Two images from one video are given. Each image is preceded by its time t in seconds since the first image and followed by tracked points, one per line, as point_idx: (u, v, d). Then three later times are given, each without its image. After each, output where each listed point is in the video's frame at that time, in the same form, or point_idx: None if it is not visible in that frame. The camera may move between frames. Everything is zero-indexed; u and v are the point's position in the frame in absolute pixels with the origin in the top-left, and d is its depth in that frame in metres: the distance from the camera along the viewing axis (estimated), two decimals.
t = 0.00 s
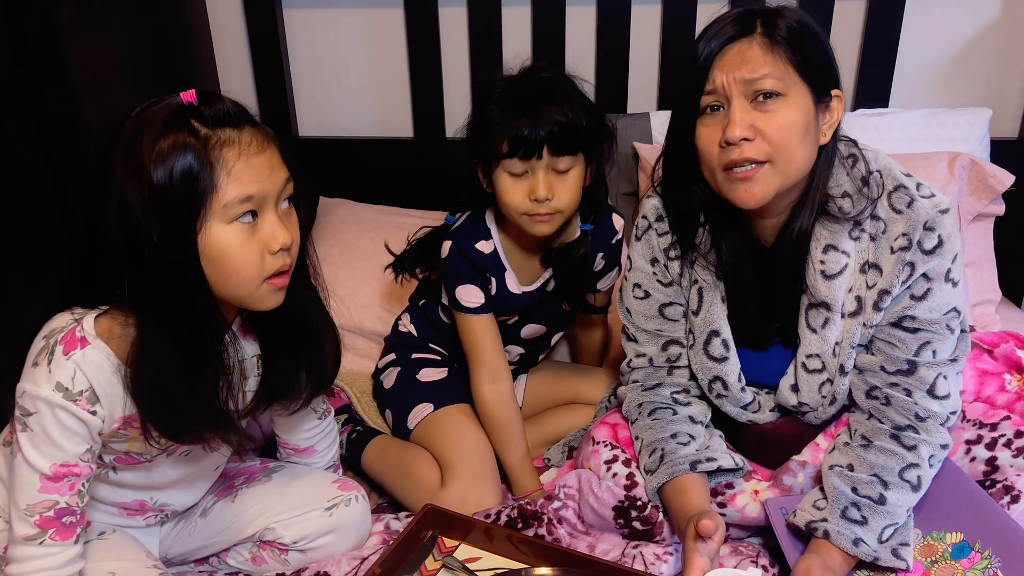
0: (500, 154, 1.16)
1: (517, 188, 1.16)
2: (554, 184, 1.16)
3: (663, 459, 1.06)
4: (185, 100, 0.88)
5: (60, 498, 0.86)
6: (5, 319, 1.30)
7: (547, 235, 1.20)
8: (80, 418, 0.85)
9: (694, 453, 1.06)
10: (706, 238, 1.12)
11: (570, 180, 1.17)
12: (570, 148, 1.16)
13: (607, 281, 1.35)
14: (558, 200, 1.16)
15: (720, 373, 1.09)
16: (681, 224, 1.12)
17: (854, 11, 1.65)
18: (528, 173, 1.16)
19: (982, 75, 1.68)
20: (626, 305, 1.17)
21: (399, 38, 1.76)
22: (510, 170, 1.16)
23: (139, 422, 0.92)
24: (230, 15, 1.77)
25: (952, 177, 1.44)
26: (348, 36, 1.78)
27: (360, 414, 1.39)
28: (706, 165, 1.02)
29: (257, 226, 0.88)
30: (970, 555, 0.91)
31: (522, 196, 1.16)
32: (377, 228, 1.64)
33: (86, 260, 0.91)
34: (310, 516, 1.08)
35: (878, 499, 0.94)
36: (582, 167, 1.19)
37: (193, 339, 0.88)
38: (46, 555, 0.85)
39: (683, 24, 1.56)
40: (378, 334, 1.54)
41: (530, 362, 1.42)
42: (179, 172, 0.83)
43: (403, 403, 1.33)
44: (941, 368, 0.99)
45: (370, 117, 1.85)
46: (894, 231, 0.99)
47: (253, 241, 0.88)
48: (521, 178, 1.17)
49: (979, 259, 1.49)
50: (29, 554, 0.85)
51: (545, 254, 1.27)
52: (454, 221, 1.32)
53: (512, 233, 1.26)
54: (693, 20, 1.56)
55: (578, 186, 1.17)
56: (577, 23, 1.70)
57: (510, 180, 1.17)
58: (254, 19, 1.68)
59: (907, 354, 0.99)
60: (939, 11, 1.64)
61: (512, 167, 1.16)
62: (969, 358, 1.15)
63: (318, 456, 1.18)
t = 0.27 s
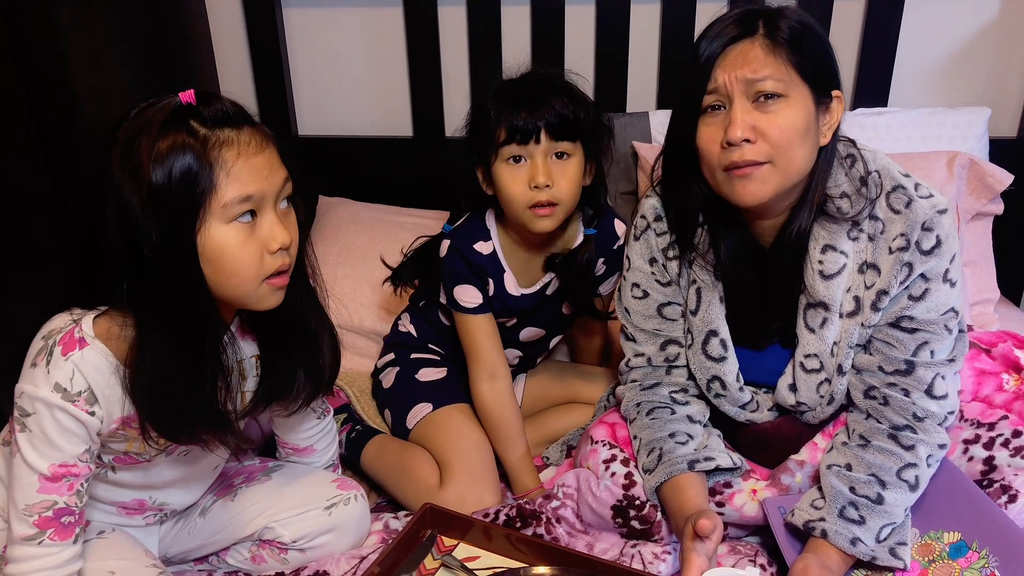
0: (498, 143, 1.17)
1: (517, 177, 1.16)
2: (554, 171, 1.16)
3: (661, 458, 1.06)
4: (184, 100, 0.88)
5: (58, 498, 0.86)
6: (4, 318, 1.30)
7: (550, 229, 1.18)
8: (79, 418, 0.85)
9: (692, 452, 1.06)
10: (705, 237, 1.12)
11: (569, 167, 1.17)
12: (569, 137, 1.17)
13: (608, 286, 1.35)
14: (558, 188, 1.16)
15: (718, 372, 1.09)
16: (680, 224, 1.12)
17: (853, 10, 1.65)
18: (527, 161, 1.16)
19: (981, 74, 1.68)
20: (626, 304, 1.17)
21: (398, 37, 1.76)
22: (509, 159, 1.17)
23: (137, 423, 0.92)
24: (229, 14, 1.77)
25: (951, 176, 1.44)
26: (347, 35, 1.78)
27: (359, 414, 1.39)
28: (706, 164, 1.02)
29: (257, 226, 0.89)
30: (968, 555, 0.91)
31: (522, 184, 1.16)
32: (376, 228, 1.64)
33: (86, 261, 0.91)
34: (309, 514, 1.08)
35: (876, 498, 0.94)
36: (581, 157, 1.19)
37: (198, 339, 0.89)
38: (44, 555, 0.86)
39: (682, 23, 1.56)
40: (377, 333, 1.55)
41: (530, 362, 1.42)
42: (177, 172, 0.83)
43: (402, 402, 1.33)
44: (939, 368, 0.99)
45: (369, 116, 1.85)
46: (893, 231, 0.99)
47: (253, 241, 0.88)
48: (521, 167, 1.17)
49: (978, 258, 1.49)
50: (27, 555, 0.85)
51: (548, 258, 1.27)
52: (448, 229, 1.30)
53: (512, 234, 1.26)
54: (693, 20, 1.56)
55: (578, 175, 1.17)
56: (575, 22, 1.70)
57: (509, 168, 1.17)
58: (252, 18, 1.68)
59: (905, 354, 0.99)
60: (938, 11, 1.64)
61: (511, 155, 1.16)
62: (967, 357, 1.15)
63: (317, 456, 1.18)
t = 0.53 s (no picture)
0: (499, 143, 1.17)
1: (519, 176, 1.16)
2: (555, 170, 1.16)
3: (661, 458, 1.06)
4: (184, 108, 0.85)
5: (61, 497, 0.86)
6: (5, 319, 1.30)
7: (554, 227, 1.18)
8: (83, 417, 0.86)
9: (692, 452, 1.06)
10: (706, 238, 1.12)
11: (570, 166, 1.17)
12: (569, 136, 1.17)
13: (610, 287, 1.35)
14: (560, 186, 1.16)
15: (718, 372, 1.10)
16: (680, 224, 1.13)
17: (852, 10, 1.65)
18: (528, 161, 1.17)
19: (981, 74, 1.68)
20: (625, 304, 1.17)
21: (398, 37, 1.76)
22: (511, 158, 1.17)
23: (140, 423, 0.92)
24: (229, 15, 1.77)
25: (950, 176, 1.44)
26: (347, 36, 1.78)
27: (360, 414, 1.39)
28: (706, 163, 1.03)
29: (237, 248, 0.87)
30: (967, 554, 0.92)
31: (524, 183, 1.16)
32: (376, 229, 1.64)
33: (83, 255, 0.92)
34: (311, 513, 1.08)
35: (875, 498, 0.95)
36: (582, 156, 1.19)
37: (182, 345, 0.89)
38: (47, 554, 0.86)
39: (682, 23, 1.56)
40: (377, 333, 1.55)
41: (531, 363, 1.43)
42: (165, 187, 0.82)
43: (403, 402, 1.33)
44: (938, 368, 0.99)
45: (369, 117, 1.85)
46: (892, 231, 0.99)
47: (233, 263, 0.87)
48: (522, 166, 1.17)
49: (977, 257, 1.50)
50: (30, 554, 0.85)
51: (551, 258, 1.27)
52: (449, 227, 1.31)
53: (514, 235, 1.26)
54: (693, 20, 1.56)
55: (579, 173, 1.17)
56: (575, 22, 1.70)
57: (511, 168, 1.17)
58: (253, 19, 1.68)
59: (904, 354, 0.99)
60: (937, 11, 1.64)
61: (513, 154, 1.17)
62: (966, 357, 1.16)
63: (318, 455, 1.19)
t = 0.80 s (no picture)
0: (503, 141, 1.17)
1: (522, 175, 1.17)
2: (559, 170, 1.16)
3: (660, 457, 1.06)
4: (171, 137, 0.84)
5: (57, 495, 0.86)
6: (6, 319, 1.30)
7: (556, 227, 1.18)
8: (77, 416, 0.86)
9: (691, 450, 1.06)
10: (706, 229, 1.12)
11: (574, 167, 1.17)
12: (574, 137, 1.18)
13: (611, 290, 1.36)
14: (563, 187, 1.16)
15: (721, 369, 1.10)
16: (683, 223, 1.13)
17: (854, 10, 1.65)
18: (533, 160, 1.17)
19: (982, 73, 1.68)
20: (625, 302, 1.18)
21: (399, 37, 1.76)
22: (515, 157, 1.17)
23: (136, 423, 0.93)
24: (230, 14, 1.77)
25: (952, 175, 1.44)
26: (349, 35, 1.78)
27: (361, 413, 1.40)
28: (699, 156, 1.04)
29: (200, 280, 0.86)
30: (969, 553, 0.92)
31: (528, 181, 1.16)
32: (378, 228, 1.64)
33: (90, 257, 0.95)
34: (313, 511, 1.09)
35: (877, 497, 0.95)
36: (587, 158, 1.19)
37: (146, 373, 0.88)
38: (44, 551, 0.86)
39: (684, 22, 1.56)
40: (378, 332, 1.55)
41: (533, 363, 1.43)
42: (140, 210, 0.83)
43: (404, 401, 1.33)
44: (939, 367, 0.99)
45: (370, 116, 1.85)
46: (894, 231, 0.99)
47: (197, 293, 0.86)
48: (526, 165, 1.17)
49: (978, 256, 1.50)
50: (27, 550, 0.85)
51: (553, 262, 1.28)
52: (449, 231, 1.31)
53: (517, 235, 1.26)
54: (694, 19, 1.56)
55: (583, 174, 1.17)
56: (576, 22, 1.70)
57: (515, 167, 1.17)
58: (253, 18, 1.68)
59: (905, 354, 0.99)
60: (939, 10, 1.64)
61: (517, 153, 1.17)
62: (968, 356, 1.16)
63: (318, 453, 1.19)
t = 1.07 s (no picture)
0: (506, 141, 1.18)
1: (524, 175, 1.17)
2: (561, 171, 1.16)
3: (660, 456, 1.07)
4: (169, 143, 0.84)
5: (55, 494, 0.87)
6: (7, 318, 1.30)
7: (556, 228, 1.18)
8: (74, 415, 0.86)
9: (692, 449, 1.07)
10: (707, 227, 1.12)
11: (576, 168, 1.17)
12: (577, 138, 1.18)
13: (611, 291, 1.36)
14: (564, 188, 1.16)
15: (721, 368, 1.10)
16: (684, 222, 1.13)
17: (854, 9, 1.65)
18: (534, 161, 1.17)
19: (982, 73, 1.68)
20: (625, 300, 1.18)
21: (399, 36, 1.76)
22: (517, 157, 1.17)
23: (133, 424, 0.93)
24: (230, 13, 1.77)
25: (951, 175, 1.44)
26: (349, 34, 1.78)
27: (361, 413, 1.40)
28: (701, 154, 1.04)
29: (197, 284, 0.86)
30: (968, 552, 0.92)
31: (529, 182, 1.16)
32: (378, 227, 1.64)
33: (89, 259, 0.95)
34: (313, 509, 1.09)
35: (876, 496, 0.95)
36: (588, 160, 1.19)
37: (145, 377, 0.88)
38: (41, 549, 0.86)
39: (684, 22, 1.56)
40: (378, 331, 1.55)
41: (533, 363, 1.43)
42: (139, 214, 0.83)
43: (404, 401, 1.34)
44: (938, 367, 0.99)
45: (370, 115, 1.85)
46: (894, 231, 0.99)
47: (194, 296, 0.86)
48: (528, 165, 1.17)
49: (978, 256, 1.50)
50: (25, 549, 0.86)
51: (553, 264, 1.28)
52: (450, 232, 1.31)
53: (517, 237, 1.26)
54: (694, 19, 1.56)
55: (585, 176, 1.17)
56: (577, 21, 1.70)
57: (517, 167, 1.17)
58: (254, 17, 1.68)
59: (905, 353, 1.00)
60: (939, 10, 1.64)
61: (519, 153, 1.17)
62: (967, 356, 1.16)
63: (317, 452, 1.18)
